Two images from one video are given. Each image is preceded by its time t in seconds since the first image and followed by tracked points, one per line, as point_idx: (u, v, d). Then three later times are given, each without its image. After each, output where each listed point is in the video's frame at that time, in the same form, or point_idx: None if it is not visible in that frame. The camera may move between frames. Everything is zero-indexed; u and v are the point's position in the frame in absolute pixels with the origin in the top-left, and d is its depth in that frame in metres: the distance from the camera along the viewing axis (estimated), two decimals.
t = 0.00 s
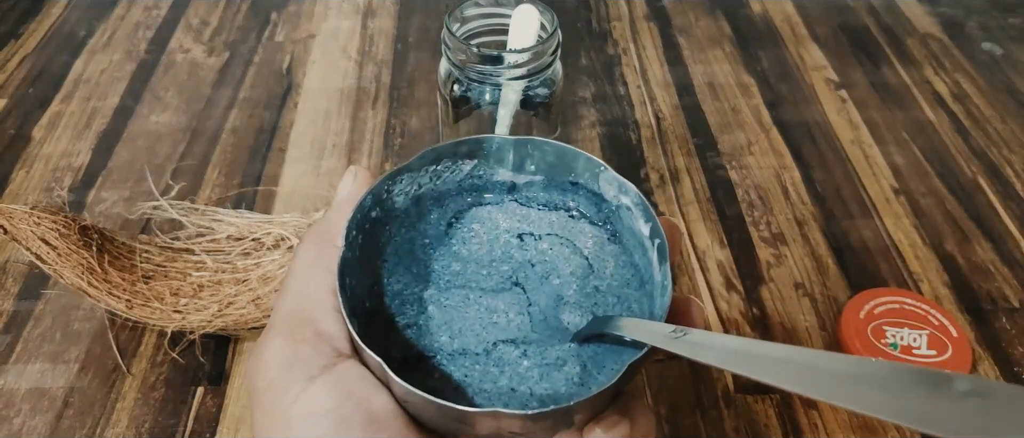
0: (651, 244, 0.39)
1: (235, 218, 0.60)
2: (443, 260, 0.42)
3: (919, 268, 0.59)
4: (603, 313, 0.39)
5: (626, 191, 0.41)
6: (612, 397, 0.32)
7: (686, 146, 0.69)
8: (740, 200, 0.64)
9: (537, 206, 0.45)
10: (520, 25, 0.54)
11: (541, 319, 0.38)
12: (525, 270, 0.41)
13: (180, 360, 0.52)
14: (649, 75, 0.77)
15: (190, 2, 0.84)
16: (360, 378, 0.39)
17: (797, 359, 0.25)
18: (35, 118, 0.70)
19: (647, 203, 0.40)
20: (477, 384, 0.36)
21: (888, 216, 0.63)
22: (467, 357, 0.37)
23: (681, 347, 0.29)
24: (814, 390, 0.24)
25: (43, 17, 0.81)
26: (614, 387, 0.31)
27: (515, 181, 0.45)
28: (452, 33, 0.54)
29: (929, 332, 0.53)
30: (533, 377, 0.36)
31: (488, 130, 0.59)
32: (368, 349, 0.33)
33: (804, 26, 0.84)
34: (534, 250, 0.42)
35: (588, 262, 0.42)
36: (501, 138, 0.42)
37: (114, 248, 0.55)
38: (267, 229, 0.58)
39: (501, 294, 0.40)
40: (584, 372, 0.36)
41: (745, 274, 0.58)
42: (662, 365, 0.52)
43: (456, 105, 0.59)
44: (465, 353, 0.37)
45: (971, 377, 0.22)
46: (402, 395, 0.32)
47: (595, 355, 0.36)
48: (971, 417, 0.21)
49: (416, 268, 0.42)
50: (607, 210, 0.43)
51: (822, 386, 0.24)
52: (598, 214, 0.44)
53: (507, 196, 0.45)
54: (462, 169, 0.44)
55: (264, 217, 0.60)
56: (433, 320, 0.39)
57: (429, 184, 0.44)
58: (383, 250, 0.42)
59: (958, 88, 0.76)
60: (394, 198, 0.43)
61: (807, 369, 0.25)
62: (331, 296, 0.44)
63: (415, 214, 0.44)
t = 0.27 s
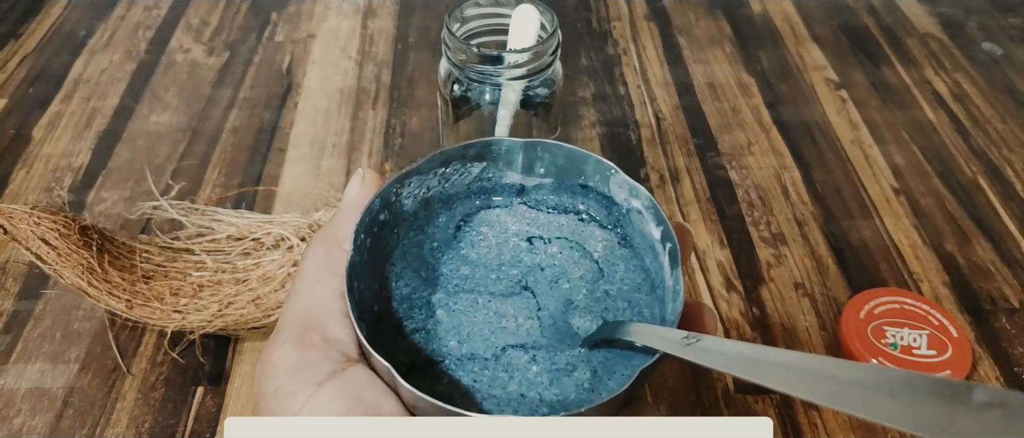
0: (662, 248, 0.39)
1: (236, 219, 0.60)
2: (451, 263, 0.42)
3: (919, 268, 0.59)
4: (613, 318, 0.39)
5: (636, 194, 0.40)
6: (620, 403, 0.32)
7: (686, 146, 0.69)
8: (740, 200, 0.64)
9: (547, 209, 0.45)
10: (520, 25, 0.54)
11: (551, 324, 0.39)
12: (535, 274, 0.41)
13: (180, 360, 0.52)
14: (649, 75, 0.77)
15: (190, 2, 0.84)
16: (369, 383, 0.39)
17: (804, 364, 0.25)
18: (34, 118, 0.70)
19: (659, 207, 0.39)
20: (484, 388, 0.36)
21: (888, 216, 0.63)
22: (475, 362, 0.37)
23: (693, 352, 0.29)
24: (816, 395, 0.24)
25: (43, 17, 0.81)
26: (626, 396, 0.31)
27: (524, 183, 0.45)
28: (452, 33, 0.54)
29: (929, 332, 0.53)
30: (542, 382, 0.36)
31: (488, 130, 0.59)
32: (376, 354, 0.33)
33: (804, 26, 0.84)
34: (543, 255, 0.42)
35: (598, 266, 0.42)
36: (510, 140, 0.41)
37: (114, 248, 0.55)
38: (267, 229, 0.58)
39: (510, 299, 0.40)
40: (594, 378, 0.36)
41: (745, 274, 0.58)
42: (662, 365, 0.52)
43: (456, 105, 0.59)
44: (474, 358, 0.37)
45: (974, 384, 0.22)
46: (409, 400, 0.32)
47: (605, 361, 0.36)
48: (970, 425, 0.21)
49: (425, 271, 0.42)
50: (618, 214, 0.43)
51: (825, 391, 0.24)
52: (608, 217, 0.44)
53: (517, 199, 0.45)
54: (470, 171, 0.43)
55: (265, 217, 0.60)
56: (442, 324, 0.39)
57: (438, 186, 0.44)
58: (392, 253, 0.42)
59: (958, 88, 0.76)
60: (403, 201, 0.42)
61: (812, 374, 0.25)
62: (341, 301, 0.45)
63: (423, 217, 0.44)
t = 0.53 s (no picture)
0: (656, 239, 0.39)
1: (236, 218, 0.60)
2: (446, 257, 0.42)
3: (919, 268, 0.59)
4: (607, 310, 0.39)
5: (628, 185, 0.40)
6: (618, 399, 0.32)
7: (686, 146, 0.69)
8: (740, 200, 0.64)
9: (541, 202, 0.45)
10: (520, 25, 0.54)
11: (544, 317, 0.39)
12: (529, 267, 0.41)
13: (180, 360, 0.52)
14: (649, 75, 0.77)
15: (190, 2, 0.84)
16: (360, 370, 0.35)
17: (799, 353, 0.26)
18: (34, 119, 0.70)
19: (652, 199, 0.39)
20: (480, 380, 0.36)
21: (888, 216, 0.63)
22: (469, 354, 0.37)
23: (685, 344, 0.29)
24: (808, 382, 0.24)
25: (43, 17, 0.81)
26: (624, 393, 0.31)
27: (518, 176, 0.44)
28: (452, 33, 0.54)
29: (929, 332, 0.53)
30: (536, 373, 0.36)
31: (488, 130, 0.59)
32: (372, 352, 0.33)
33: (803, 26, 0.84)
34: (537, 247, 0.42)
35: (592, 259, 0.42)
36: (503, 133, 0.41)
37: (114, 248, 0.55)
38: (267, 229, 0.58)
39: (503, 292, 0.40)
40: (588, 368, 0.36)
41: (745, 274, 0.58)
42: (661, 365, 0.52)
43: (456, 105, 0.59)
44: (469, 350, 0.37)
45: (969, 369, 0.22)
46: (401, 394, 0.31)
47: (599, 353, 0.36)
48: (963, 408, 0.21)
49: (421, 266, 0.42)
50: (611, 206, 0.43)
51: (816, 377, 0.24)
52: (602, 210, 0.44)
53: (511, 192, 0.45)
54: (465, 165, 0.43)
55: (265, 217, 0.60)
56: (437, 317, 0.39)
57: (432, 180, 0.43)
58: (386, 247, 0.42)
59: (958, 88, 0.76)
60: (397, 195, 0.42)
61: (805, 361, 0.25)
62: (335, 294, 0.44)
63: (418, 211, 0.44)
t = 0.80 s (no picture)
0: (640, 236, 0.39)
1: (236, 219, 0.60)
2: (436, 256, 0.42)
3: (919, 268, 0.59)
4: (593, 305, 0.39)
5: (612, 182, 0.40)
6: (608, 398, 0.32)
7: (686, 146, 0.69)
8: (740, 199, 0.64)
9: (529, 201, 0.45)
10: (520, 25, 0.54)
11: (533, 315, 0.39)
12: (518, 265, 0.41)
13: (180, 360, 0.52)
14: (649, 75, 0.77)
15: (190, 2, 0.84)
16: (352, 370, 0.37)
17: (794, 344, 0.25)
18: (34, 119, 0.69)
19: (636, 195, 0.39)
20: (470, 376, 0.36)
21: (888, 216, 0.63)
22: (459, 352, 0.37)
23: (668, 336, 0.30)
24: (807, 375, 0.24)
25: (43, 17, 0.81)
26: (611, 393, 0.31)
27: (506, 177, 0.44)
28: (452, 33, 0.54)
29: (928, 332, 0.53)
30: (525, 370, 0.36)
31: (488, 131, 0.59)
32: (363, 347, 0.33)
33: (803, 26, 0.84)
34: (526, 246, 0.42)
35: (579, 256, 0.42)
36: (490, 134, 0.42)
37: (114, 248, 0.55)
38: (267, 229, 0.58)
39: (491, 290, 0.40)
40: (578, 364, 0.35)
41: (744, 274, 0.58)
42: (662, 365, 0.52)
43: (456, 105, 0.59)
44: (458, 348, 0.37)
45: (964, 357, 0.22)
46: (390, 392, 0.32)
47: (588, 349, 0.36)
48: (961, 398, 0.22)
49: (410, 264, 0.42)
50: (597, 204, 0.43)
51: (819, 372, 0.24)
52: (587, 207, 0.44)
53: (499, 193, 0.45)
54: (453, 166, 0.43)
55: (265, 217, 0.60)
56: (427, 315, 0.39)
57: (422, 181, 0.43)
58: (375, 246, 0.42)
59: (958, 88, 0.76)
60: (387, 195, 0.42)
61: (803, 354, 0.25)
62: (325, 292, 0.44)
63: (408, 211, 0.44)
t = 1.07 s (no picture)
0: (642, 245, 0.39)
1: (236, 219, 0.60)
2: (441, 264, 0.42)
3: (919, 268, 0.59)
4: (597, 313, 0.39)
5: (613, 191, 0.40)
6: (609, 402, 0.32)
7: (686, 146, 0.69)
8: (740, 199, 0.64)
9: (533, 211, 0.44)
10: (520, 25, 0.54)
11: (536, 322, 0.39)
12: (522, 273, 0.41)
13: (180, 360, 0.52)
14: (649, 74, 0.77)
15: (190, 2, 0.84)
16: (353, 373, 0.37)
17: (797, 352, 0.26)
18: (34, 118, 0.69)
19: (637, 205, 0.39)
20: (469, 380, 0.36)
21: (888, 216, 0.63)
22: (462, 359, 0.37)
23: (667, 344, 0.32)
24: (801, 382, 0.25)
25: (43, 17, 0.81)
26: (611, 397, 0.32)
27: (511, 186, 0.44)
28: (452, 33, 0.54)
29: (928, 332, 0.53)
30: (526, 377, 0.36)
31: (488, 131, 0.59)
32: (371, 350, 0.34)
33: (803, 26, 0.84)
34: (529, 254, 0.43)
35: (582, 264, 0.42)
36: (495, 145, 0.42)
37: (114, 248, 0.55)
38: (267, 229, 0.58)
39: (495, 298, 0.40)
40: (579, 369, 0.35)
41: (744, 274, 0.58)
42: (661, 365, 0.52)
43: (456, 105, 0.59)
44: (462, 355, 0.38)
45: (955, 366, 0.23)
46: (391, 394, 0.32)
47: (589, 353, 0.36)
48: (949, 407, 0.22)
49: (415, 271, 0.42)
50: (601, 214, 0.43)
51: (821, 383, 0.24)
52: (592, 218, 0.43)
53: (504, 202, 0.45)
54: (458, 175, 0.43)
55: (265, 216, 0.60)
56: (431, 322, 0.40)
57: (427, 190, 0.43)
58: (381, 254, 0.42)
59: (958, 88, 0.76)
60: (393, 204, 0.42)
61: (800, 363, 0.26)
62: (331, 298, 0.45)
63: (413, 219, 0.44)
